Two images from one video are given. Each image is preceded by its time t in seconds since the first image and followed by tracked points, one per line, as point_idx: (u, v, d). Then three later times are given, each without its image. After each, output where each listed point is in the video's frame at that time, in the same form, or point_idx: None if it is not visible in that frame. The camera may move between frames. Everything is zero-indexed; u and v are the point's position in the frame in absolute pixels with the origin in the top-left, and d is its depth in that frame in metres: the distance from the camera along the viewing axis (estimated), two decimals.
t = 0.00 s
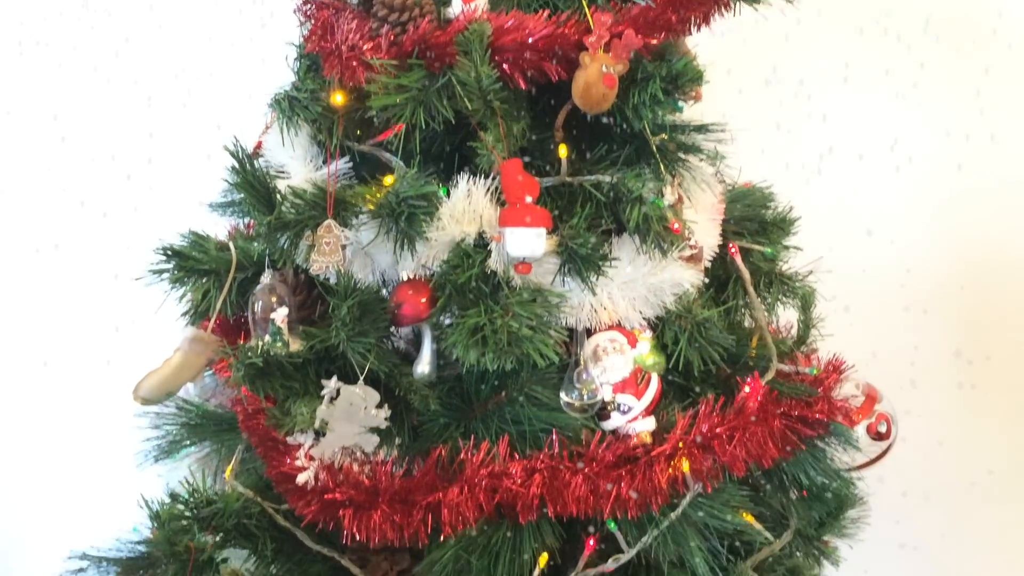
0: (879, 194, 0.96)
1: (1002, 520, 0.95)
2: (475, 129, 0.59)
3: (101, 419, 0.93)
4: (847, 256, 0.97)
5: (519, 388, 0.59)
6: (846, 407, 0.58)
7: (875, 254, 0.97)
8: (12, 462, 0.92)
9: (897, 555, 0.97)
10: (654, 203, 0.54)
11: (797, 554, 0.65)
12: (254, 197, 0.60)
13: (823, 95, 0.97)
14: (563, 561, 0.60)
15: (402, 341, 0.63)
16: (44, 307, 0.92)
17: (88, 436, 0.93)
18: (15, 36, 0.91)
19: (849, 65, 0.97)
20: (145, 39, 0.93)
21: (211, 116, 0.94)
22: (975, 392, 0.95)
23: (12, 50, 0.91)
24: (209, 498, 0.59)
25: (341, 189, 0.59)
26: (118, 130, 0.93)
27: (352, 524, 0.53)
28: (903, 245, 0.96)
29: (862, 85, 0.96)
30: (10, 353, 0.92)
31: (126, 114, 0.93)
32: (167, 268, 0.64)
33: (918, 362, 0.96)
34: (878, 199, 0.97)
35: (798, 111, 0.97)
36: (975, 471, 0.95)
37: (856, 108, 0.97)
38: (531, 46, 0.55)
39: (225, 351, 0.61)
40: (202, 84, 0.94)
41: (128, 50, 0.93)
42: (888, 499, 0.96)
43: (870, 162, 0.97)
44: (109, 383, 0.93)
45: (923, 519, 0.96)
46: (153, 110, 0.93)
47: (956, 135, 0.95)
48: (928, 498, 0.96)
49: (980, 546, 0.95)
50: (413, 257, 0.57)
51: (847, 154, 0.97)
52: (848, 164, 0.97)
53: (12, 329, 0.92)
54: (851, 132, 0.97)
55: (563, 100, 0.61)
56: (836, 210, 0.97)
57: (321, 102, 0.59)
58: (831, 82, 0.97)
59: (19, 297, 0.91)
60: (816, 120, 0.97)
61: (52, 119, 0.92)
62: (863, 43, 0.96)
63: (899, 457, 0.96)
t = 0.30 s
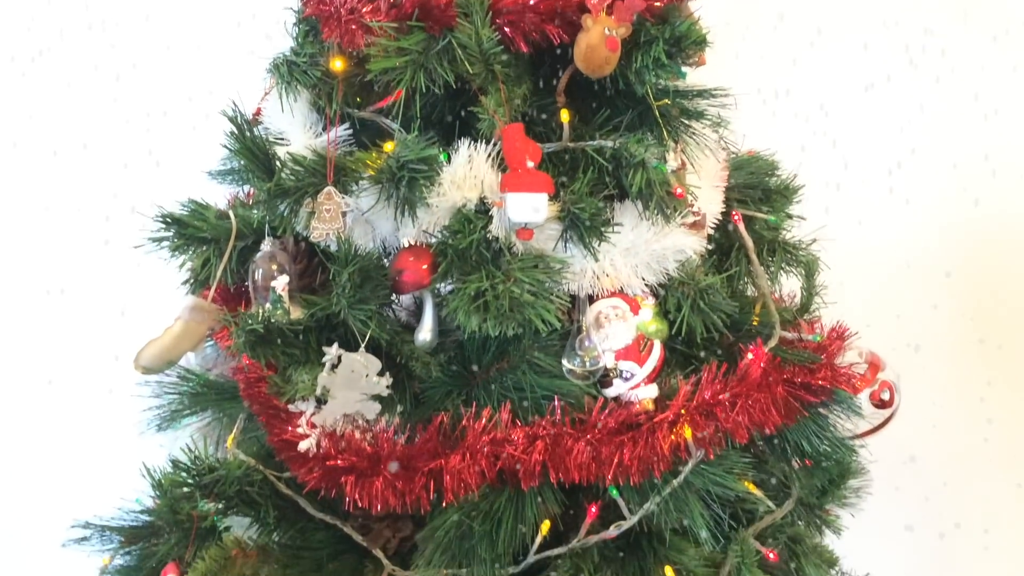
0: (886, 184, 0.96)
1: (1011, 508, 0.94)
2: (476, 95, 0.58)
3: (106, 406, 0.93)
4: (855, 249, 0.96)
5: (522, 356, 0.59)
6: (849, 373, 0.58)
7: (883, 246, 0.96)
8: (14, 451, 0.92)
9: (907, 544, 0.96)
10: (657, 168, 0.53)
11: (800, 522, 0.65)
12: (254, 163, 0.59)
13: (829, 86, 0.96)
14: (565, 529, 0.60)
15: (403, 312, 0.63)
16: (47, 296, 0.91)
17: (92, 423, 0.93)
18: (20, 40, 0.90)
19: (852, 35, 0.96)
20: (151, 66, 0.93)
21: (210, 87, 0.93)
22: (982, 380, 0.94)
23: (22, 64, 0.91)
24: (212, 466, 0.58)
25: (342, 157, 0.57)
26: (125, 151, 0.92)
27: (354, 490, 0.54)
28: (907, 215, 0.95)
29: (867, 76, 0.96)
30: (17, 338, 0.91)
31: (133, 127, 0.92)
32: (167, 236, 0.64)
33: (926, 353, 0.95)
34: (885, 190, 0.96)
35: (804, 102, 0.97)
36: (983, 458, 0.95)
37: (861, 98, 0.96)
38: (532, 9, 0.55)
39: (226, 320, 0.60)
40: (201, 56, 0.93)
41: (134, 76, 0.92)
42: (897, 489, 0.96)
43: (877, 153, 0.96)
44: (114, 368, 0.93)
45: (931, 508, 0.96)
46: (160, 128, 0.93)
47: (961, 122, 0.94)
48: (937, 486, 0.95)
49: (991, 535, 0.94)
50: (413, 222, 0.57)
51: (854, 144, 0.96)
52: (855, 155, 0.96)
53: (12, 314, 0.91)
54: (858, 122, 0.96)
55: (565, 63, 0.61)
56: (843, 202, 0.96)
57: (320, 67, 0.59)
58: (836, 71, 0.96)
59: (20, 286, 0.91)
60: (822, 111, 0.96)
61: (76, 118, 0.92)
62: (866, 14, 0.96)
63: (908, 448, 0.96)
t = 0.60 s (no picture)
0: (888, 186, 0.95)
1: (1004, 492, 0.96)
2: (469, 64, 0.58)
3: (102, 388, 0.93)
4: (857, 253, 0.97)
5: (516, 326, 0.58)
6: (842, 344, 0.58)
7: (885, 250, 0.96)
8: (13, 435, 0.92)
9: (905, 545, 0.98)
10: (652, 137, 0.53)
11: (791, 494, 0.66)
12: (245, 133, 0.59)
13: (832, 88, 0.96)
14: (559, 499, 0.61)
15: (395, 286, 0.63)
16: (42, 281, 0.91)
17: (88, 406, 0.93)
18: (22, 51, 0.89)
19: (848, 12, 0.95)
20: (161, 91, 0.92)
21: (201, 62, 0.92)
22: (983, 382, 0.95)
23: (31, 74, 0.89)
24: (204, 435, 0.58)
25: (333, 127, 0.56)
26: (135, 159, 0.92)
27: (347, 459, 0.54)
28: (902, 192, 0.95)
29: (869, 71, 0.95)
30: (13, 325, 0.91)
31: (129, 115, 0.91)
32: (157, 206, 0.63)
33: (925, 355, 0.96)
34: (887, 192, 0.96)
35: (806, 105, 0.97)
36: (981, 459, 0.96)
37: (864, 100, 0.96)
38: None
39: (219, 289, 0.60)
40: (192, 30, 0.92)
41: (128, 65, 0.91)
42: (896, 490, 0.98)
43: (879, 155, 0.96)
44: (108, 348, 0.93)
45: (929, 508, 0.97)
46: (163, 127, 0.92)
47: (964, 122, 0.94)
48: (935, 486, 0.97)
49: (988, 533, 0.96)
50: (406, 191, 0.57)
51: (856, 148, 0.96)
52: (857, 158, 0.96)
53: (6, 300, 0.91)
54: (860, 124, 0.96)
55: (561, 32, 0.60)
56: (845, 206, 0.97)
57: (312, 35, 0.58)
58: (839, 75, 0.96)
59: (16, 274, 0.91)
60: (825, 114, 0.96)
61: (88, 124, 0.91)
62: None
63: (907, 449, 0.97)
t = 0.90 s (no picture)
0: (895, 181, 0.95)
1: (993, 464, 0.98)
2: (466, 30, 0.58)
3: (104, 368, 0.93)
4: (863, 250, 0.96)
5: (513, 295, 0.59)
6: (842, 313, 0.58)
7: (891, 246, 0.96)
8: (15, 415, 0.93)
9: (902, 533, 1.01)
10: (650, 103, 0.52)
11: (790, 466, 0.65)
12: (239, 98, 0.58)
13: (837, 67, 0.94)
14: (557, 467, 0.61)
15: (390, 257, 0.63)
16: (42, 265, 0.91)
17: (90, 385, 0.93)
18: (19, 61, 0.87)
19: None
20: (151, 59, 0.90)
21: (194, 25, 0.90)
22: (980, 375, 0.96)
23: (35, 82, 0.88)
24: (200, 404, 0.58)
25: (329, 94, 0.55)
26: (123, 128, 0.90)
27: (344, 427, 0.54)
28: (904, 168, 0.94)
29: (874, 42, 0.94)
30: (14, 307, 0.91)
31: (119, 84, 0.90)
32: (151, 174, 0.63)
33: (926, 351, 0.97)
34: (894, 188, 0.95)
35: (809, 76, 0.95)
36: (975, 449, 0.98)
37: (873, 92, 0.94)
38: None
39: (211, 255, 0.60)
40: None
41: (116, 30, 0.89)
42: (895, 481, 1.00)
43: (883, 128, 0.94)
44: (108, 328, 0.93)
45: (925, 498, 1.00)
46: (156, 96, 0.90)
47: (972, 113, 0.93)
48: (931, 477, 0.99)
49: (980, 520, 0.99)
50: (403, 158, 0.56)
51: (864, 143, 0.95)
52: (865, 154, 0.95)
53: (6, 282, 0.90)
54: (868, 117, 0.94)
55: None
56: (852, 202, 0.96)
57: None
58: (847, 61, 0.94)
59: (15, 258, 0.90)
60: (828, 86, 0.95)
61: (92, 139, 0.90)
62: None
63: (907, 443, 0.99)
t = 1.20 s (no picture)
0: (896, 160, 0.94)
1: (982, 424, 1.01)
2: None
3: (105, 345, 0.94)
4: (864, 230, 0.97)
5: (510, 261, 0.59)
6: (840, 278, 0.57)
7: (888, 219, 0.96)
8: (20, 390, 0.94)
9: (897, 503, 1.04)
10: (648, 63, 0.52)
11: (786, 431, 0.66)
12: (234, 64, 0.58)
13: (837, 34, 0.92)
14: (554, 431, 0.62)
15: (387, 224, 0.63)
16: (43, 240, 0.91)
17: (91, 361, 0.94)
18: (12, 75, 0.87)
19: None
20: (135, 22, 0.87)
21: None
22: (975, 348, 0.98)
23: (28, 67, 0.87)
24: (199, 371, 0.58)
25: (323, 59, 0.54)
26: (112, 98, 0.89)
27: (342, 391, 0.54)
28: (903, 136, 0.94)
29: (876, 7, 0.91)
30: (17, 282, 0.92)
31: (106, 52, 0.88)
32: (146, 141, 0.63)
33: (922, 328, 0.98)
34: (895, 167, 0.95)
35: (809, 43, 0.93)
36: (970, 420, 1.00)
37: (874, 58, 0.92)
38: None
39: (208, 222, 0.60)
40: None
41: None
42: (891, 454, 1.03)
43: (883, 96, 0.93)
44: (108, 303, 0.93)
45: (920, 468, 1.03)
46: (144, 63, 0.88)
47: (975, 83, 0.91)
48: (927, 448, 1.02)
49: (972, 486, 1.03)
50: (398, 122, 0.56)
51: (863, 111, 0.94)
52: (864, 122, 0.94)
53: (7, 258, 0.91)
54: (869, 94, 0.93)
55: None
56: (853, 182, 0.96)
57: None
58: (847, 27, 0.92)
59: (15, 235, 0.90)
60: (829, 53, 0.93)
61: (82, 125, 0.89)
62: None
63: (903, 417, 1.01)
